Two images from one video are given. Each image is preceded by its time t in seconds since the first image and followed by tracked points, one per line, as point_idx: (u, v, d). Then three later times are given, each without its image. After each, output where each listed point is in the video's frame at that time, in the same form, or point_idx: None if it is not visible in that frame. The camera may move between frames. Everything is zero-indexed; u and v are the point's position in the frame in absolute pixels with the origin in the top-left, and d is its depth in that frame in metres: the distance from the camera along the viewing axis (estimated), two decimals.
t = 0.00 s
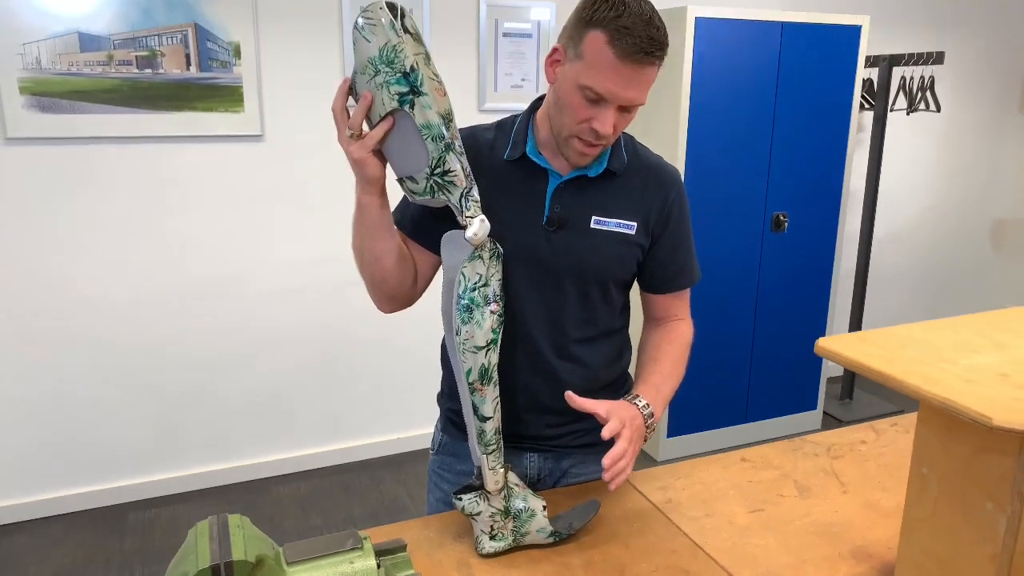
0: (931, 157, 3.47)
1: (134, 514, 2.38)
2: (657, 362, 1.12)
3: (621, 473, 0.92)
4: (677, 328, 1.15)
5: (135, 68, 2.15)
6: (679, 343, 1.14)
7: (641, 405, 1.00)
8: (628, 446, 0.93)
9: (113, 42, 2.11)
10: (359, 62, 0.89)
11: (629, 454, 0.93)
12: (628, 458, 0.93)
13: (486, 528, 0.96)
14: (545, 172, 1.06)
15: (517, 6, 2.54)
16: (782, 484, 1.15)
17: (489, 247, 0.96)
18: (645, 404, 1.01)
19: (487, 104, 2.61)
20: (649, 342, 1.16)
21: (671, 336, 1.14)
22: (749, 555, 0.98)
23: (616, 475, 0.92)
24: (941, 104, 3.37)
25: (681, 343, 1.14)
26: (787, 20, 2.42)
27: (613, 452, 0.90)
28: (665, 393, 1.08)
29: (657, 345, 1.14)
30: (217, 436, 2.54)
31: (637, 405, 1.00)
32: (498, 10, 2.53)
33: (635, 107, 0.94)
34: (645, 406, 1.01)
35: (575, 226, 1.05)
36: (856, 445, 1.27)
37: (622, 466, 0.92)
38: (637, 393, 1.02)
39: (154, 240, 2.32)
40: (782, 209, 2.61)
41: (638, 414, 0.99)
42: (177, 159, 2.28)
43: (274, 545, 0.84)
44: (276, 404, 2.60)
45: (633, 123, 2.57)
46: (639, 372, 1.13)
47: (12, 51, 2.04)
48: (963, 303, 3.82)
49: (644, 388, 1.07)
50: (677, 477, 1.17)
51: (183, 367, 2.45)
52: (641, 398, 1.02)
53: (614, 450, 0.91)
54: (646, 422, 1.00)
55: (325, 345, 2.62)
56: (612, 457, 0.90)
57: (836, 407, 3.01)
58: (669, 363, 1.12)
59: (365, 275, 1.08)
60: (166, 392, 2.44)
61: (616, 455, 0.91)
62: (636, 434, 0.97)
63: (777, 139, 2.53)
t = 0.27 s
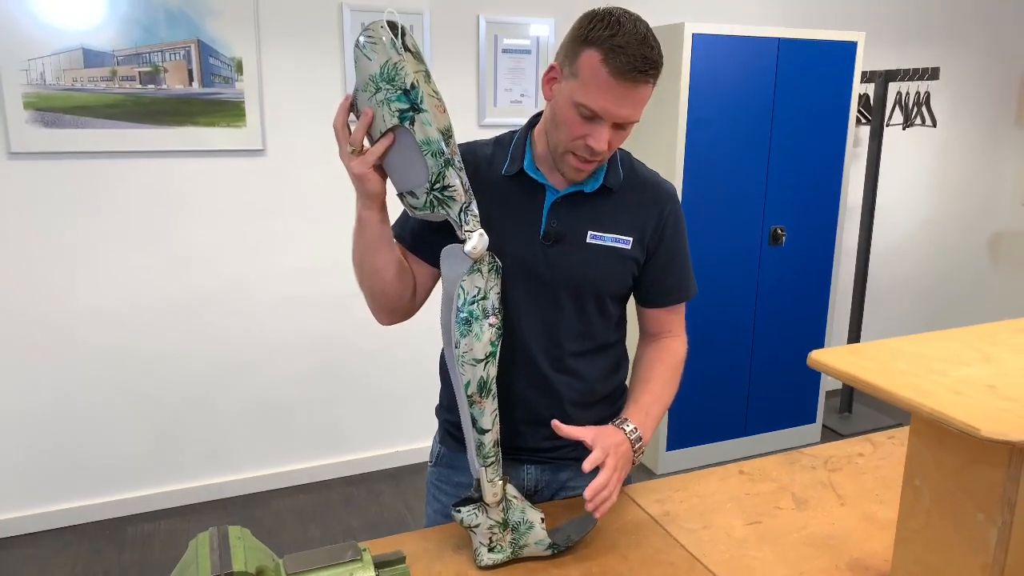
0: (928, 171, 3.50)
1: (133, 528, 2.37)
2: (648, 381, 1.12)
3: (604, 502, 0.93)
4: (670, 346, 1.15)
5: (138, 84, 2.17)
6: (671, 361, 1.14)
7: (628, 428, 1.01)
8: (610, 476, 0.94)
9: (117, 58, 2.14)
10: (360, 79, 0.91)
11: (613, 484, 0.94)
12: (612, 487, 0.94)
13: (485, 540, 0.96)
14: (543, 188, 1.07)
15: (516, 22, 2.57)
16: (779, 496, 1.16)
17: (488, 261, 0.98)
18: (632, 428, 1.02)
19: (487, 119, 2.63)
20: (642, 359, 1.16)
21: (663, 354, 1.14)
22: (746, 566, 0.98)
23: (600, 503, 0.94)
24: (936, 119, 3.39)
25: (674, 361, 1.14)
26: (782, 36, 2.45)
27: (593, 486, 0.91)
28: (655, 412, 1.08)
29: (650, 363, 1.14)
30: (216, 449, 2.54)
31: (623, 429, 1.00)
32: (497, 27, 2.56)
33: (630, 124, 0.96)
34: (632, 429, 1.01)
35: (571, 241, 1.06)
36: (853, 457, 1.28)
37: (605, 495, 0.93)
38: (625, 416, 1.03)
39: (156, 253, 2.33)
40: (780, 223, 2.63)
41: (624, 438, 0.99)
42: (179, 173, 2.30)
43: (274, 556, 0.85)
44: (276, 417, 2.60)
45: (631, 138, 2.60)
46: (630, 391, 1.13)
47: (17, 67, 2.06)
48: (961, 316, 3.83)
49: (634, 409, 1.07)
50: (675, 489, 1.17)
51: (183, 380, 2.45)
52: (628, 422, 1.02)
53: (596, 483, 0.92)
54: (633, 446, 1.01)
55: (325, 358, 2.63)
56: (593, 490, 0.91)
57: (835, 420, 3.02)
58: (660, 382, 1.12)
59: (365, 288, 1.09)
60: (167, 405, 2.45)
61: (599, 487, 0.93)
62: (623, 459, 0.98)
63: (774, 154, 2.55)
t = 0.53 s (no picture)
0: (926, 180, 3.51)
1: (133, 536, 2.37)
2: (643, 394, 1.12)
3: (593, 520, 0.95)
4: (666, 357, 1.15)
5: (140, 94, 2.18)
6: (667, 373, 1.14)
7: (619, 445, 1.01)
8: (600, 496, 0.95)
9: (119, 68, 2.15)
10: (361, 89, 0.92)
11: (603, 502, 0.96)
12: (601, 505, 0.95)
13: (485, 546, 0.96)
14: (541, 197, 1.08)
15: (516, 33, 2.59)
16: (778, 503, 1.16)
17: (488, 269, 0.98)
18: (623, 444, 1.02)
19: (487, 128, 2.65)
20: (638, 369, 1.16)
21: (659, 365, 1.14)
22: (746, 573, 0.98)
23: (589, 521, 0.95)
24: (934, 129, 3.41)
25: (669, 373, 1.14)
26: (781, 47, 2.47)
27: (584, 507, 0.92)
28: (649, 426, 1.08)
29: (645, 374, 1.14)
30: (217, 457, 2.54)
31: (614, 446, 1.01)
32: (498, 37, 2.58)
33: (626, 132, 0.97)
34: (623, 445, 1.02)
35: (570, 249, 1.07)
36: (851, 465, 1.29)
37: (595, 513, 0.95)
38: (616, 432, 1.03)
39: (157, 262, 2.34)
40: (778, 231, 2.64)
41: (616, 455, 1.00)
42: (181, 181, 2.31)
43: (275, 563, 0.85)
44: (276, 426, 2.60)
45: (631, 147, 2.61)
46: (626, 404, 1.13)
47: (20, 77, 2.08)
48: (961, 324, 3.83)
49: (627, 423, 1.07)
50: (674, 497, 1.18)
51: (184, 389, 2.46)
52: (620, 438, 1.03)
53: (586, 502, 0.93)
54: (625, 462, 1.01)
55: (325, 366, 2.63)
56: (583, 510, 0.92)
57: (835, 428, 3.02)
58: (655, 395, 1.12)
59: (365, 295, 1.09)
60: (167, 413, 2.45)
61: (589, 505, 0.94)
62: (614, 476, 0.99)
63: (773, 163, 2.56)
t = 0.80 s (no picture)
0: (924, 188, 3.52)
1: (132, 544, 2.37)
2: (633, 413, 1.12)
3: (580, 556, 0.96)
4: (658, 373, 1.14)
5: (142, 103, 2.20)
6: (658, 390, 1.13)
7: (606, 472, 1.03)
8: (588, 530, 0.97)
9: (121, 78, 2.17)
10: (361, 99, 0.93)
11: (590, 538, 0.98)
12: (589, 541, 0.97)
13: (483, 552, 0.97)
14: (538, 205, 1.09)
15: (516, 43, 2.61)
16: (776, 510, 1.16)
17: (486, 276, 0.99)
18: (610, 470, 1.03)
19: (486, 137, 2.66)
20: (631, 384, 1.15)
21: (650, 382, 1.14)
22: None
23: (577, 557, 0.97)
24: (931, 137, 3.43)
25: (661, 390, 1.13)
26: (778, 56, 2.48)
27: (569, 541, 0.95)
28: (638, 448, 1.08)
29: (637, 390, 1.14)
30: (216, 465, 2.54)
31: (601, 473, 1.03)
32: (497, 46, 2.59)
33: (623, 141, 0.98)
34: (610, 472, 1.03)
35: (566, 256, 1.08)
36: (849, 472, 1.29)
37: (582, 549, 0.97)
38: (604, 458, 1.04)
39: (158, 270, 2.35)
40: (777, 239, 2.65)
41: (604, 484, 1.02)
42: (182, 190, 2.32)
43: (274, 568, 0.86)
44: (276, 433, 2.60)
45: (629, 155, 2.62)
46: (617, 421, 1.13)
47: (23, 87, 2.09)
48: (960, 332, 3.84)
49: (615, 446, 1.07)
50: (672, 503, 1.18)
51: (184, 396, 2.46)
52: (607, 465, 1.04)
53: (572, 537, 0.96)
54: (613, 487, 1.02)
55: (325, 374, 2.64)
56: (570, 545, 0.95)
57: (834, 436, 3.03)
58: (645, 414, 1.11)
59: (365, 302, 1.10)
60: (167, 421, 2.45)
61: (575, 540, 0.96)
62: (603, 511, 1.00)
63: (770, 171, 2.57)
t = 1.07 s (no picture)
0: (921, 194, 3.53)
1: (130, 551, 2.37)
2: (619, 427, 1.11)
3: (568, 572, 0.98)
4: (647, 383, 1.13)
5: (141, 109, 2.21)
6: (646, 402, 1.12)
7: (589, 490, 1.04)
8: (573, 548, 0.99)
9: (121, 84, 2.18)
10: (356, 105, 0.93)
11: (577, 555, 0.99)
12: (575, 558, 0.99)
13: (479, 556, 0.97)
14: (533, 210, 1.09)
15: (514, 50, 2.62)
16: (772, 515, 1.16)
17: (481, 280, 1.00)
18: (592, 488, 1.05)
19: (485, 143, 2.67)
20: (620, 393, 1.15)
21: (638, 393, 1.12)
22: None
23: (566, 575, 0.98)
24: (928, 144, 3.44)
25: (649, 402, 1.12)
26: (774, 63, 2.50)
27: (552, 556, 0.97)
28: (621, 465, 1.08)
29: (625, 401, 1.13)
30: (214, 471, 2.54)
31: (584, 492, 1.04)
32: (495, 53, 2.61)
33: (616, 146, 0.98)
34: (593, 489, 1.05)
35: (561, 261, 1.08)
36: (845, 477, 1.29)
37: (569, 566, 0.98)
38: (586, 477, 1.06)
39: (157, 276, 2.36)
40: (774, 245, 2.65)
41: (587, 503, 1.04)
42: (181, 196, 2.33)
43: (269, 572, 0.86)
44: (274, 439, 2.60)
45: (627, 162, 2.63)
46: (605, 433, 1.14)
47: (23, 93, 2.10)
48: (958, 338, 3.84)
49: (599, 464, 1.08)
50: (668, 508, 1.18)
51: (182, 402, 2.46)
52: (590, 482, 1.05)
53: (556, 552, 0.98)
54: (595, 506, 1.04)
55: (323, 380, 2.64)
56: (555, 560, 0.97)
57: (833, 442, 3.03)
58: (632, 428, 1.11)
59: (362, 307, 1.11)
60: (165, 427, 2.45)
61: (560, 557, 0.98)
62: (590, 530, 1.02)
63: (768, 178, 2.58)
